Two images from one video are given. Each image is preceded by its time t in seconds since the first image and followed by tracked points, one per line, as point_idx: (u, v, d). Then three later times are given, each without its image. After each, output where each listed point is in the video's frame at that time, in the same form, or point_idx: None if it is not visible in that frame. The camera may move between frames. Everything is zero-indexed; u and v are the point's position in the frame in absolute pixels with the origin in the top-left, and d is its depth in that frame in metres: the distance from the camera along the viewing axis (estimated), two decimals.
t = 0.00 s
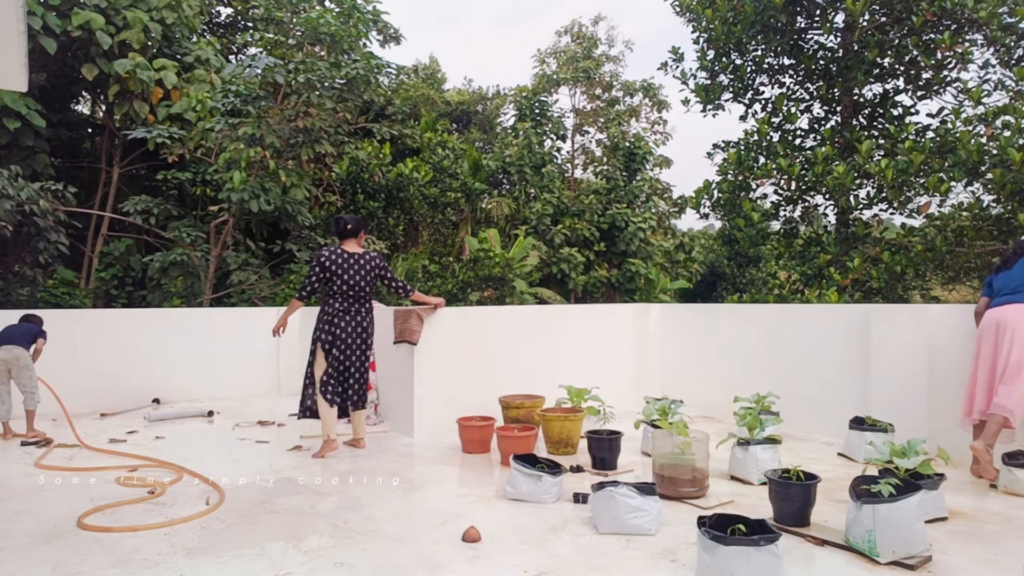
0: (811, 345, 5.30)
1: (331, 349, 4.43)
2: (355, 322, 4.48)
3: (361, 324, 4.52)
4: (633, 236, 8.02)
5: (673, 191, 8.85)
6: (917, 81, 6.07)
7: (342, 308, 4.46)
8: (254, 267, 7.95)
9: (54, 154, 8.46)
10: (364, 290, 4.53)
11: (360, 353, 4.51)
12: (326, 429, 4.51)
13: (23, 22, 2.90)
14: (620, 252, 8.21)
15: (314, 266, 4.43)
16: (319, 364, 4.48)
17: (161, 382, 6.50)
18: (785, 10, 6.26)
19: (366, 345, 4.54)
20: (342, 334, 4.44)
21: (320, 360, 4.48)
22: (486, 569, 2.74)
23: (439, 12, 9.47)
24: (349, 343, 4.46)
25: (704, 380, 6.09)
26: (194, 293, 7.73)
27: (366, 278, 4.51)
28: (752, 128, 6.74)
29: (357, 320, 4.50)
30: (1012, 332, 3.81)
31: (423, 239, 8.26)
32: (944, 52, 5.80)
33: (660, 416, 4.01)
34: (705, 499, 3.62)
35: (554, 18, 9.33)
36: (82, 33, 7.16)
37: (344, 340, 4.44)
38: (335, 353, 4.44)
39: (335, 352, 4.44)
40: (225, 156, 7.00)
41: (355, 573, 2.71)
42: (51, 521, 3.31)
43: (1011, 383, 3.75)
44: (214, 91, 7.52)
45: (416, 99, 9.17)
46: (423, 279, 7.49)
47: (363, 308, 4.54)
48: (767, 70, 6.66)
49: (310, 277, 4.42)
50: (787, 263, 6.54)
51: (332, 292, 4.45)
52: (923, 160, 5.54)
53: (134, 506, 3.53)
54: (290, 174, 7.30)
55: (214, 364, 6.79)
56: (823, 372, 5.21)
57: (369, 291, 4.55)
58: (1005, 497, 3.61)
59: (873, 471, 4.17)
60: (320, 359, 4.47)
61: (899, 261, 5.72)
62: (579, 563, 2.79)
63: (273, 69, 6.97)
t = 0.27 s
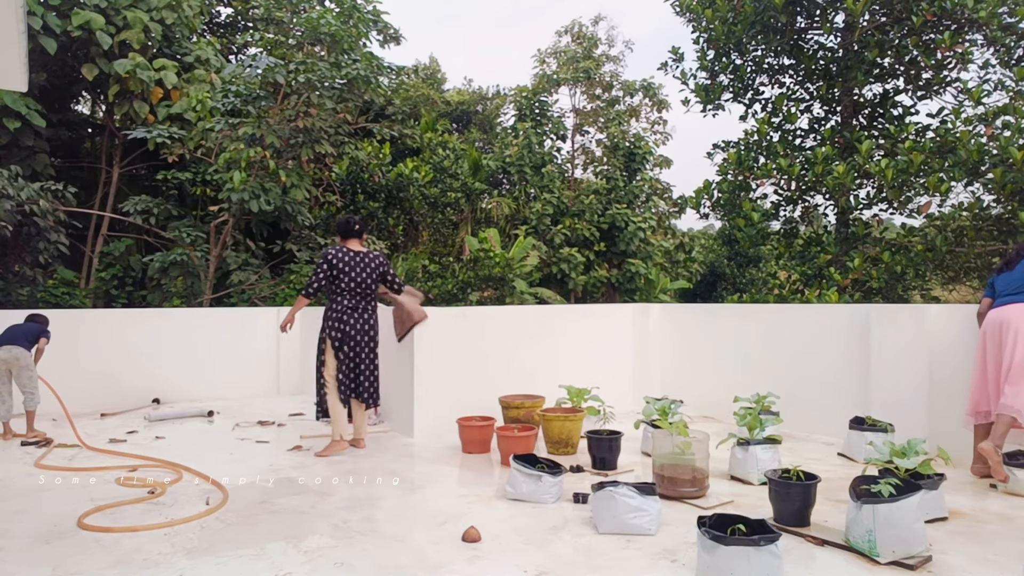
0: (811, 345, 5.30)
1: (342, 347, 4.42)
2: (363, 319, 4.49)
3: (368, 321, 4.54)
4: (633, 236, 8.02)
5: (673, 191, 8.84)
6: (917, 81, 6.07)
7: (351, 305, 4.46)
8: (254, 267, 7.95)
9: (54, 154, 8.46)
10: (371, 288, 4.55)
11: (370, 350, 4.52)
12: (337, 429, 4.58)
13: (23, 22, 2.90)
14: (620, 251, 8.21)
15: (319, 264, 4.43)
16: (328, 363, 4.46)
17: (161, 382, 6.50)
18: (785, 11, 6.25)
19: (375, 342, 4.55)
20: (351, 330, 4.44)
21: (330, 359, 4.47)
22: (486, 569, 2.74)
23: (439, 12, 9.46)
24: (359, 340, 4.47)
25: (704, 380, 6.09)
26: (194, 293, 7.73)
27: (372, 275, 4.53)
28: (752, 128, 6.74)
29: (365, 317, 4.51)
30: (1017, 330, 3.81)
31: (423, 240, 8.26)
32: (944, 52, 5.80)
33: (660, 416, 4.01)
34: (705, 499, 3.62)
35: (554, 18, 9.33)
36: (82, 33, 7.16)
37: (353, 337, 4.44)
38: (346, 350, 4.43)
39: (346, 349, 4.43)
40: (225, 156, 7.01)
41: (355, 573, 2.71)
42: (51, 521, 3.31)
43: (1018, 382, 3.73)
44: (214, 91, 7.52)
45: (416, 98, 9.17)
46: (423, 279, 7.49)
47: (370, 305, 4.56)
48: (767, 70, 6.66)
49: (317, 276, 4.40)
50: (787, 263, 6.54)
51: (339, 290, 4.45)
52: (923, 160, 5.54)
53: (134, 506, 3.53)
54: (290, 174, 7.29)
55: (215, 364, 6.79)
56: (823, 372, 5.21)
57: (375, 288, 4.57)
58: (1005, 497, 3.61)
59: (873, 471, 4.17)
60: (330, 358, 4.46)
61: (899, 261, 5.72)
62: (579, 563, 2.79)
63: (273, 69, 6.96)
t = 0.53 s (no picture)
0: (811, 345, 5.30)
1: (354, 346, 4.44)
2: (370, 318, 4.55)
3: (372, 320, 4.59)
4: (633, 236, 8.02)
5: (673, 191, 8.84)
6: (918, 81, 6.06)
7: (359, 305, 4.49)
8: (254, 267, 7.95)
9: (54, 154, 8.45)
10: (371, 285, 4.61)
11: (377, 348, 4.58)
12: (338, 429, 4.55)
13: (23, 22, 2.90)
14: (620, 251, 8.21)
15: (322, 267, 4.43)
16: (339, 364, 4.46)
17: (161, 382, 6.50)
18: (785, 10, 6.25)
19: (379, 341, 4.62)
20: (361, 329, 4.48)
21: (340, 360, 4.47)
22: (486, 569, 2.74)
23: (439, 12, 9.45)
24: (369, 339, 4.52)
25: (704, 380, 6.09)
26: (194, 293, 7.73)
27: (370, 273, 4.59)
28: (752, 128, 6.74)
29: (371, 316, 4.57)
30: (1011, 330, 3.81)
31: (424, 240, 8.26)
32: (944, 52, 5.80)
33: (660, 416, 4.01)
34: (705, 499, 3.62)
35: (554, 18, 9.33)
36: (82, 33, 7.16)
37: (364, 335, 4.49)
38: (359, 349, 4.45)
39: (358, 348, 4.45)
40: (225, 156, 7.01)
41: (355, 573, 2.71)
42: (51, 521, 3.31)
43: (1007, 382, 3.75)
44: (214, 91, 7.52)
45: (416, 98, 9.17)
46: (423, 279, 7.49)
47: (372, 304, 4.61)
48: (767, 70, 6.66)
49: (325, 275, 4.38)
50: (787, 263, 6.54)
51: (346, 290, 4.46)
52: (923, 160, 5.55)
53: (134, 506, 3.53)
54: (290, 174, 7.29)
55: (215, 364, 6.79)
56: (823, 372, 5.21)
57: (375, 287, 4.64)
58: (1005, 497, 3.61)
59: (873, 471, 4.17)
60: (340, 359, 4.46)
61: (899, 261, 5.72)
62: (579, 563, 2.79)
63: (273, 69, 6.95)
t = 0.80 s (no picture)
0: (812, 345, 5.30)
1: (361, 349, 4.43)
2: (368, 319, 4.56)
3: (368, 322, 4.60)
4: (633, 236, 8.03)
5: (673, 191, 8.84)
6: (918, 81, 6.06)
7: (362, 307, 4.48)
8: (254, 267, 7.94)
9: (54, 154, 8.45)
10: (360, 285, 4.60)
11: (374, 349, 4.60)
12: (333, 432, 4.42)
13: (23, 22, 2.90)
14: (620, 251, 8.21)
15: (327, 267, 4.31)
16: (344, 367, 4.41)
17: (161, 382, 6.49)
18: (785, 10, 6.24)
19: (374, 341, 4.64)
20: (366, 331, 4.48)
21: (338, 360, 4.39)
22: (486, 569, 2.74)
23: (439, 12, 9.45)
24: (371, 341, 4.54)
25: (704, 380, 6.09)
26: (194, 293, 7.73)
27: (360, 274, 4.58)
28: (752, 128, 6.74)
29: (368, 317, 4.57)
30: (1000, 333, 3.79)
31: (424, 240, 8.25)
32: (944, 52, 5.80)
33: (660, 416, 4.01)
34: (705, 499, 3.62)
35: (554, 18, 9.34)
36: (82, 33, 7.16)
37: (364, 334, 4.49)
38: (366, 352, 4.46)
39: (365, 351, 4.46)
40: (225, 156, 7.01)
41: (355, 573, 2.71)
42: (51, 521, 3.31)
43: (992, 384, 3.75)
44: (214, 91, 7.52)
45: (416, 98, 9.17)
46: (423, 279, 7.49)
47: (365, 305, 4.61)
48: (767, 70, 6.66)
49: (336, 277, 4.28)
50: (787, 263, 6.54)
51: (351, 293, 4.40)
52: (923, 160, 5.55)
53: (134, 506, 3.53)
54: (290, 174, 7.29)
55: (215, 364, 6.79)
56: (824, 372, 5.21)
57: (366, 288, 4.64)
58: (1005, 497, 3.61)
59: (873, 471, 4.17)
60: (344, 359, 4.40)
61: (899, 261, 5.72)
62: (579, 563, 2.79)
63: (273, 69, 6.95)
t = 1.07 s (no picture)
0: (811, 345, 5.30)
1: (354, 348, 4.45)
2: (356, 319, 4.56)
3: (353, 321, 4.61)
4: (633, 236, 8.03)
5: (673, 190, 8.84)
6: (918, 81, 6.06)
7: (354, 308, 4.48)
8: (254, 268, 7.94)
9: (54, 154, 8.45)
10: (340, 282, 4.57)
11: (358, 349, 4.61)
12: (332, 433, 4.41)
13: (23, 22, 2.89)
14: (620, 251, 8.21)
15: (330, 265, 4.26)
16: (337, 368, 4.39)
17: (161, 382, 6.50)
18: (785, 10, 6.24)
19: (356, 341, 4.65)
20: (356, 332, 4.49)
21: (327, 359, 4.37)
22: (486, 569, 2.73)
23: (439, 12, 9.44)
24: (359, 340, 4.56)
25: (704, 380, 6.09)
26: (194, 293, 7.73)
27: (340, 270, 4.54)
28: (752, 127, 6.74)
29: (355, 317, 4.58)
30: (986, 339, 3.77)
31: (423, 240, 8.24)
32: (944, 52, 5.80)
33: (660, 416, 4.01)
34: (705, 498, 3.62)
35: (554, 18, 9.34)
36: (82, 33, 7.16)
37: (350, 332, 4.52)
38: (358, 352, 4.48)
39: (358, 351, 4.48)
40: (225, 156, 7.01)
41: (355, 573, 2.71)
42: (51, 521, 3.31)
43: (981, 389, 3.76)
44: (214, 91, 7.52)
45: (416, 98, 9.18)
46: (423, 278, 7.49)
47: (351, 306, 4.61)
48: (767, 70, 6.66)
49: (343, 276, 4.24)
50: (787, 263, 6.54)
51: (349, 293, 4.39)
52: (923, 161, 5.56)
53: (134, 506, 3.53)
54: (290, 174, 7.29)
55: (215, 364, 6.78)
56: (824, 372, 5.21)
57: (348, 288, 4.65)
58: (1005, 497, 3.61)
59: (873, 471, 4.17)
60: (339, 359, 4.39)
61: (899, 261, 5.73)
62: (580, 563, 2.79)
63: (273, 69, 6.96)
